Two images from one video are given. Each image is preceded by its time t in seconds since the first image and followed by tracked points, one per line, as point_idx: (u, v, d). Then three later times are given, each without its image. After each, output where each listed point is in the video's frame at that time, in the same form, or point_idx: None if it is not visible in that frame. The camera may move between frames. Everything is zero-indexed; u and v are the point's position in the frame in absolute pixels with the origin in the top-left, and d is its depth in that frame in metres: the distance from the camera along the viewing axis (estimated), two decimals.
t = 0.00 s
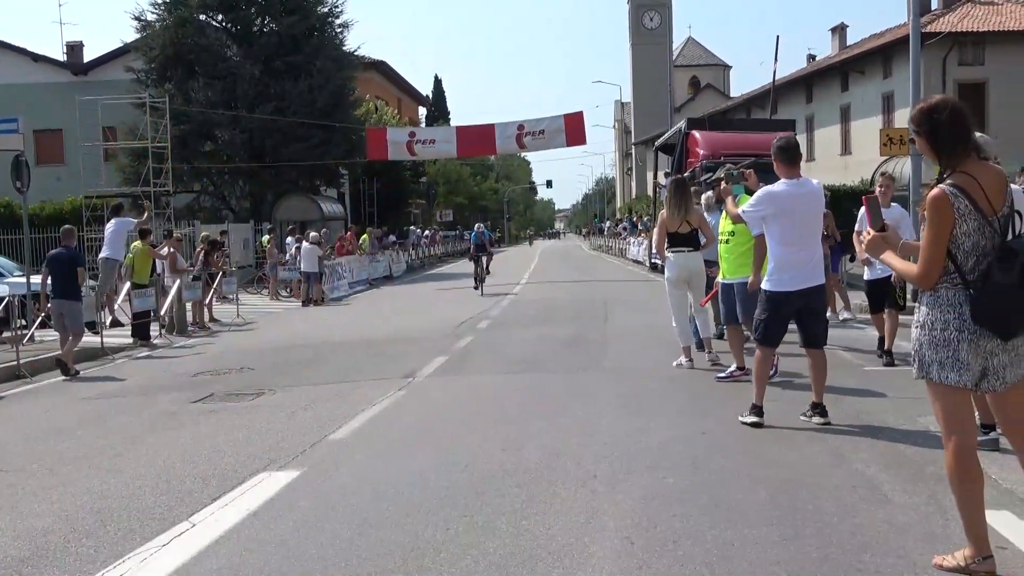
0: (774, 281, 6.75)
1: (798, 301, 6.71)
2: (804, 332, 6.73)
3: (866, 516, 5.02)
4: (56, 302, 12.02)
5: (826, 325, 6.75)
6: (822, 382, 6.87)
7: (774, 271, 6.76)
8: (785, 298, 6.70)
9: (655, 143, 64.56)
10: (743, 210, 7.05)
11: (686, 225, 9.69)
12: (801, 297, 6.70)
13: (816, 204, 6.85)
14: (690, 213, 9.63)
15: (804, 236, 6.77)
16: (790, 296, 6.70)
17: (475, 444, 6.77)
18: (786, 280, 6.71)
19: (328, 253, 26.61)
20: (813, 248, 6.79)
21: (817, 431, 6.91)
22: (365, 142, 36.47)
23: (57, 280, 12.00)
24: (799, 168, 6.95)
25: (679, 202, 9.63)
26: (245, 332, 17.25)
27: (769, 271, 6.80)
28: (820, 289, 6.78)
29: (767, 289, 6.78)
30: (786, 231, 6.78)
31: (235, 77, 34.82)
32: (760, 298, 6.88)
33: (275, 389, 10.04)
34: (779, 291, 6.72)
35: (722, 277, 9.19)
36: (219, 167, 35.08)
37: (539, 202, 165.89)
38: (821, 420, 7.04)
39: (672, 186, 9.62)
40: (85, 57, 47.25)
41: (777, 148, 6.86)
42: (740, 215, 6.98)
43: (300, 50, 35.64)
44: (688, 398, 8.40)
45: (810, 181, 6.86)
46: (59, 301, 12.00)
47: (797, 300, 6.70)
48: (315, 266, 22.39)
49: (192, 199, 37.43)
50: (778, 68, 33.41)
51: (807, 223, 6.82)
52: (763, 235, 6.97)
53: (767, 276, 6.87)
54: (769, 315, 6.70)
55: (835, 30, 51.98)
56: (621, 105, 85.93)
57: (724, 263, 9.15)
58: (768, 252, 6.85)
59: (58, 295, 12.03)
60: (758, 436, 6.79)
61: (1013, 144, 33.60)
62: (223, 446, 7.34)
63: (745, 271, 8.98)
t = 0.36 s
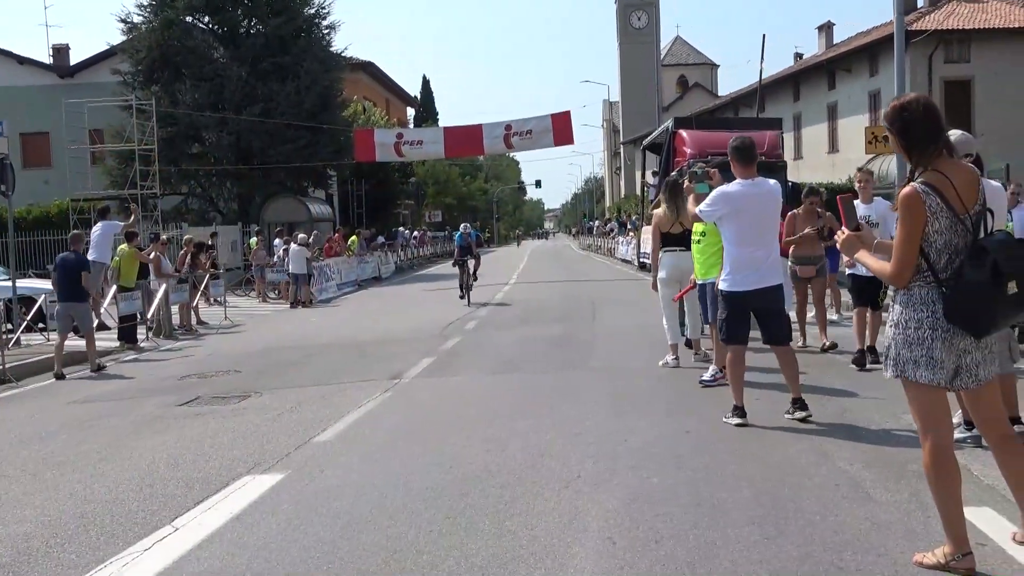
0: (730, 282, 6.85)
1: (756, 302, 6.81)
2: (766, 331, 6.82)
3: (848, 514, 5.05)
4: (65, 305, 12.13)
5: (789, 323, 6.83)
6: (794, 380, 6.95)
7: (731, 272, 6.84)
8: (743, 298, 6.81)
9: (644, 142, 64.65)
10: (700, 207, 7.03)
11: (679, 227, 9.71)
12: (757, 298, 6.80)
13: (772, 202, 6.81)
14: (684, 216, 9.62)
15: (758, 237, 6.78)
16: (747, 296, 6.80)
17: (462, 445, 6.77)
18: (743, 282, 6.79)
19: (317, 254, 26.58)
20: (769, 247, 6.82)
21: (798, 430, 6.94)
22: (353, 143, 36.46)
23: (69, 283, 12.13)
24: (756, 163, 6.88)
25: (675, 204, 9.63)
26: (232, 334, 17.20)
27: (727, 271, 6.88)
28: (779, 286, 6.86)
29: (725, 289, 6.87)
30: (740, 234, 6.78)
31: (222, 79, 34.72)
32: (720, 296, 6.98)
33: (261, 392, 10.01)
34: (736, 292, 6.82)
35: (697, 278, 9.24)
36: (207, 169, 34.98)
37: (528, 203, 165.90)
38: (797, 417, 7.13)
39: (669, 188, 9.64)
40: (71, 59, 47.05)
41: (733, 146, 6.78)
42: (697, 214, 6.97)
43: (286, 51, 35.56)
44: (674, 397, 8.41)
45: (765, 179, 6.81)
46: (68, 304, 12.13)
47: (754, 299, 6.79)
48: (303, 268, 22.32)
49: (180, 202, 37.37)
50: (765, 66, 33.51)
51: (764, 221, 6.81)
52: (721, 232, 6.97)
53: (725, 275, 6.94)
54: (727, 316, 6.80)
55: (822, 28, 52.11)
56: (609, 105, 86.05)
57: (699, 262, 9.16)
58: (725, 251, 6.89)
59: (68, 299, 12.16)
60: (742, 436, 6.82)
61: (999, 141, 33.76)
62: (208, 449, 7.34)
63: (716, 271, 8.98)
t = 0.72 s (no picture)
0: (695, 288, 6.90)
1: (722, 307, 6.83)
2: (736, 335, 6.85)
3: (827, 518, 5.08)
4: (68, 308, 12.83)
5: (760, 326, 6.86)
6: (766, 383, 7.02)
7: (698, 278, 6.88)
8: (711, 303, 6.83)
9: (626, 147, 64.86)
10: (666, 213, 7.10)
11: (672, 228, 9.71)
12: (723, 304, 6.82)
13: (735, 206, 6.85)
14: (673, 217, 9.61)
15: (722, 242, 6.80)
16: (715, 301, 6.82)
17: (443, 453, 6.75)
18: (710, 286, 6.82)
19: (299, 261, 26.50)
20: (734, 252, 6.84)
21: (777, 433, 6.99)
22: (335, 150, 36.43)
23: (70, 288, 12.85)
24: (719, 168, 6.93)
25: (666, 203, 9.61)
26: (213, 342, 17.11)
27: (694, 276, 6.92)
28: (748, 290, 6.86)
29: (694, 295, 6.91)
30: (703, 239, 6.82)
31: (203, 86, 34.57)
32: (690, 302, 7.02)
33: (242, 400, 9.95)
34: (704, 297, 6.85)
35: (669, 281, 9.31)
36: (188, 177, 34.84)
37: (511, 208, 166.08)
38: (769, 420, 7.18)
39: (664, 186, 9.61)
40: (50, 66, 46.75)
41: (694, 152, 6.84)
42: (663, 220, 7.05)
43: (268, 58, 35.47)
44: (656, 402, 8.43)
45: (726, 184, 6.85)
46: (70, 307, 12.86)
47: (722, 304, 6.81)
48: (285, 275, 22.24)
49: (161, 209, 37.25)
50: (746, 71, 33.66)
51: (728, 225, 6.84)
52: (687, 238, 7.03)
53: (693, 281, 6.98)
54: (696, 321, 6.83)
55: (802, 33, 52.44)
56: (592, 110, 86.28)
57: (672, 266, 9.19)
58: (691, 257, 6.94)
59: (69, 302, 12.86)
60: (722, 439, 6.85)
61: (977, 144, 34.08)
62: (188, 458, 7.29)
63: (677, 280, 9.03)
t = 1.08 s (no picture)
0: (672, 290, 6.93)
1: (700, 308, 6.86)
2: (714, 336, 6.89)
3: (809, 516, 5.11)
4: (67, 311, 13.33)
5: (738, 327, 6.89)
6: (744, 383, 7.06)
7: (674, 280, 6.91)
8: (688, 304, 6.85)
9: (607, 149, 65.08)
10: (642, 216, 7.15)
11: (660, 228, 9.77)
12: (699, 305, 6.85)
13: (708, 207, 6.87)
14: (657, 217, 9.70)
15: (695, 243, 6.83)
16: (692, 303, 6.84)
17: (426, 456, 6.74)
18: (686, 288, 6.85)
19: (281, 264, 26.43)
20: (708, 252, 6.87)
21: (759, 433, 7.04)
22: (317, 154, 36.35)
23: (70, 291, 13.36)
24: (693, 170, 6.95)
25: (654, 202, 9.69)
26: (194, 347, 17.03)
27: (671, 279, 6.96)
28: (725, 291, 6.88)
29: (671, 296, 6.94)
30: (677, 241, 6.85)
31: (182, 90, 34.38)
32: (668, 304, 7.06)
33: (224, 405, 9.91)
34: (681, 299, 6.88)
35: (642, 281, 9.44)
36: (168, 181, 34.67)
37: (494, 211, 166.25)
38: (751, 420, 7.23)
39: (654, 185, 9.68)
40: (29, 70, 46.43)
41: (667, 155, 6.87)
42: (639, 223, 7.10)
43: (248, 62, 35.33)
44: (638, 403, 8.45)
45: (700, 186, 6.87)
46: (69, 310, 13.35)
47: (699, 305, 6.84)
48: (267, 279, 22.17)
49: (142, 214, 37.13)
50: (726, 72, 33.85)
51: (702, 226, 6.86)
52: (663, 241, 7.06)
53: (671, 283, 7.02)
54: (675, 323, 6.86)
55: (781, 34, 52.74)
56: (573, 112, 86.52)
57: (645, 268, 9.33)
58: (667, 259, 6.98)
59: (68, 306, 13.36)
60: (704, 440, 6.87)
61: (954, 144, 34.38)
62: (169, 464, 7.26)
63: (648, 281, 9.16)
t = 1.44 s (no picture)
0: (656, 290, 6.94)
1: (685, 309, 6.87)
2: (699, 337, 6.90)
3: (795, 517, 5.13)
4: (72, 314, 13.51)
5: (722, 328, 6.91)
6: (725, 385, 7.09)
7: (659, 280, 6.92)
8: (674, 305, 6.86)
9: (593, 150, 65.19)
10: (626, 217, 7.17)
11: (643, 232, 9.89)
12: (684, 306, 6.86)
13: (693, 208, 6.88)
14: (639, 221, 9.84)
15: (679, 244, 6.85)
16: (677, 303, 6.85)
17: (412, 458, 6.73)
18: (671, 288, 6.86)
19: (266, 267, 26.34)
20: (693, 252, 6.89)
21: (744, 434, 7.07)
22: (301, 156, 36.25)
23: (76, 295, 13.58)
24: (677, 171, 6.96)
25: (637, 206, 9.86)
26: (179, 350, 16.93)
27: (655, 279, 6.96)
28: (708, 291, 6.91)
29: (655, 297, 6.95)
30: (662, 242, 6.87)
31: (167, 93, 34.21)
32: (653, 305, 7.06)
33: (210, 408, 9.86)
34: (666, 299, 6.88)
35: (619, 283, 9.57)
36: (152, 184, 34.51)
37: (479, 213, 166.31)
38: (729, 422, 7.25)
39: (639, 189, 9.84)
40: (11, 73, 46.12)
41: (653, 155, 6.87)
42: (624, 223, 7.12)
43: (232, 64, 35.19)
44: (624, 404, 8.47)
45: (685, 186, 6.89)
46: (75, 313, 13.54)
47: (684, 306, 6.85)
48: (253, 282, 22.08)
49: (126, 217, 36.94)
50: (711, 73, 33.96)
51: (686, 227, 6.88)
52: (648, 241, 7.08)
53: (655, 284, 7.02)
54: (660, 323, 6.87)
55: (765, 36, 52.97)
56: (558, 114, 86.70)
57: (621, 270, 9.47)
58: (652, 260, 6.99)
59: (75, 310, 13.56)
60: (690, 441, 6.88)
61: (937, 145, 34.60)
62: (156, 468, 7.21)
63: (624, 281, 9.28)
